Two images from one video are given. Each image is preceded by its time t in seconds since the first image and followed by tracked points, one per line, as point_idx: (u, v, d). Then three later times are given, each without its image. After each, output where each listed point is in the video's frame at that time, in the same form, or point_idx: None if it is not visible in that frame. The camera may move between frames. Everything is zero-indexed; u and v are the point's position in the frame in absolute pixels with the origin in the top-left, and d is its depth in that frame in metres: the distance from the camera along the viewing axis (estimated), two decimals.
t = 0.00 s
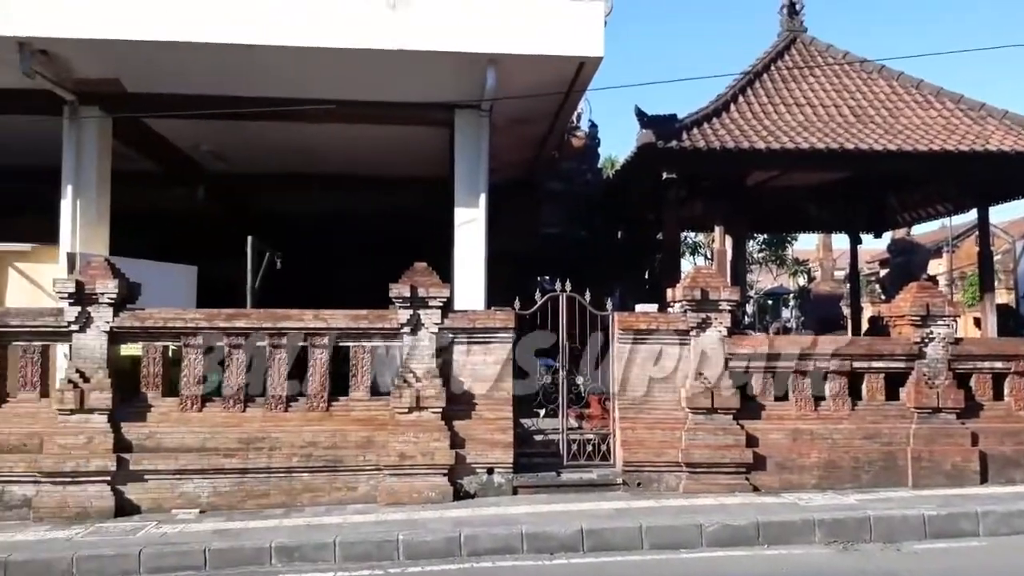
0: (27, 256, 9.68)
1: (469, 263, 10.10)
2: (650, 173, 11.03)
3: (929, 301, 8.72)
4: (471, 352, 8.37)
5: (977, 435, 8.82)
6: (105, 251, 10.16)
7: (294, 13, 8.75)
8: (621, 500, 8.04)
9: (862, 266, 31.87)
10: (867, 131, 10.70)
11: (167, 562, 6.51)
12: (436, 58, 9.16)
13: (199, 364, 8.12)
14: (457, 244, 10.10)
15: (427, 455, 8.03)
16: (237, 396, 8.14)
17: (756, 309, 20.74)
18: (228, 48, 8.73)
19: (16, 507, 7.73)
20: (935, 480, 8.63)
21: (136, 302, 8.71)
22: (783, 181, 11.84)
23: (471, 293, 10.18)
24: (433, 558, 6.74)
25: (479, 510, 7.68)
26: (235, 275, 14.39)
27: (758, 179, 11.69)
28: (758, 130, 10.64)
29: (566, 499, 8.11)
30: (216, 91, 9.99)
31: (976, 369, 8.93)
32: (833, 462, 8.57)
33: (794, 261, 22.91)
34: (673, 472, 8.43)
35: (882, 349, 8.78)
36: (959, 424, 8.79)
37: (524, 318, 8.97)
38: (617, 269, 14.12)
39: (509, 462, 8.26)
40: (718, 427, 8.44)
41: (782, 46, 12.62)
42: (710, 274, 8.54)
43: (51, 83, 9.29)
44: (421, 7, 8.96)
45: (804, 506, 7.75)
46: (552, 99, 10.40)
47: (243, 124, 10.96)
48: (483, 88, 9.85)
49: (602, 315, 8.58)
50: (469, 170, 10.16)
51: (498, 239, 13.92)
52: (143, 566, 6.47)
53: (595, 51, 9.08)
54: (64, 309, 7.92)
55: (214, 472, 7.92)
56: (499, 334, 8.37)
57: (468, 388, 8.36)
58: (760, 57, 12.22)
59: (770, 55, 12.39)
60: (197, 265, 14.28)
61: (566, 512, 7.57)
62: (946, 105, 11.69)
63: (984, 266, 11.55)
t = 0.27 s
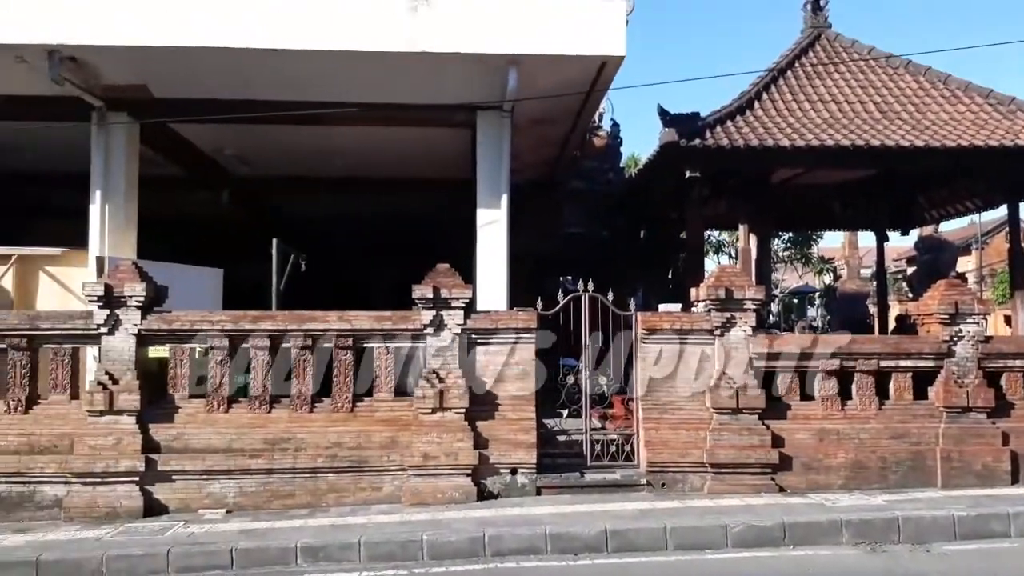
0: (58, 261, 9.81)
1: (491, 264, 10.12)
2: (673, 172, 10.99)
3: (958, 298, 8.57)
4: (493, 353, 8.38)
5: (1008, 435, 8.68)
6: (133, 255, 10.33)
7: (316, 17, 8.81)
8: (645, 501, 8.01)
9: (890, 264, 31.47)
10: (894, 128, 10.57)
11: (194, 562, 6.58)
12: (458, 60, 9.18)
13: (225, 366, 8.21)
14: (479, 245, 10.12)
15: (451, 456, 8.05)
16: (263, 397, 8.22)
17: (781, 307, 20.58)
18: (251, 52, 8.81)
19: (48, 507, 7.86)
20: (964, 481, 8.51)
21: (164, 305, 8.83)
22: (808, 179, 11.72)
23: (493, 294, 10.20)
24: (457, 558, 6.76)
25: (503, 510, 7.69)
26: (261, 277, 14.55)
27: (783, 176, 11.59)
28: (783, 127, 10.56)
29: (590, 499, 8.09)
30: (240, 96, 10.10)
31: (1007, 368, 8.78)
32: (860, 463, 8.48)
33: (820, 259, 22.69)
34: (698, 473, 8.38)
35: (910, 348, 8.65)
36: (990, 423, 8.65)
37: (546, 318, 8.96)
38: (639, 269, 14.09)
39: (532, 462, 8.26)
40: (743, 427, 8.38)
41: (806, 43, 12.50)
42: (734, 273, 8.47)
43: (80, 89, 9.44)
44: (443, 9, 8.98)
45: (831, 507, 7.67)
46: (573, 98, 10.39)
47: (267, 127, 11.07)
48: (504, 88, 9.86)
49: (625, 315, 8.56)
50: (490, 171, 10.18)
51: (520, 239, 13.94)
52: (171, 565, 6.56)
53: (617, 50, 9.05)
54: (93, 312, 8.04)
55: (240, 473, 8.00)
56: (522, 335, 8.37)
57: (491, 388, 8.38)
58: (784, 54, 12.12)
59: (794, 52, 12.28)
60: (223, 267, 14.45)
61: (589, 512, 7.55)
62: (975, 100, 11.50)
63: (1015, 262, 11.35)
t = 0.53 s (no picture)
0: (79, 260, 9.96)
1: (505, 264, 10.16)
2: (688, 172, 10.98)
3: (975, 299, 8.53)
4: (508, 352, 8.42)
5: None
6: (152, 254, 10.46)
7: (332, 18, 8.88)
8: (659, 501, 8.02)
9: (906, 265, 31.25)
10: (911, 127, 10.52)
11: (212, 557, 6.66)
12: (472, 61, 9.23)
13: (242, 364, 8.30)
14: (493, 245, 10.16)
15: (465, 454, 8.09)
16: (280, 395, 8.29)
17: (797, 309, 20.54)
18: (268, 53, 8.88)
19: (68, 502, 7.98)
20: (981, 483, 8.46)
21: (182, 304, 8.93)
22: (824, 179, 11.68)
23: (507, 294, 10.23)
24: (471, 556, 6.80)
25: (517, 509, 7.73)
26: (278, 276, 14.66)
27: (799, 176, 11.56)
28: (799, 127, 10.54)
29: (604, 499, 8.11)
30: (257, 97, 10.18)
31: None
32: (876, 464, 8.45)
33: (836, 260, 22.59)
34: (712, 473, 8.38)
35: (927, 349, 8.60)
36: (1007, 425, 8.59)
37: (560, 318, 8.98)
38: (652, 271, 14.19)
39: (546, 461, 8.28)
40: (758, 427, 8.37)
41: (822, 42, 12.45)
42: (749, 273, 8.46)
43: (100, 91, 9.55)
44: (458, 11, 9.03)
45: (845, 508, 7.64)
46: (588, 98, 10.40)
47: (283, 128, 11.16)
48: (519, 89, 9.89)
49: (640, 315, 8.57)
50: (505, 171, 10.21)
51: (534, 239, 13.99)
52: (188, 561, 6.64)
53: (632, 50, 9.06)
54: (113, 311, 8.15)
55: (257, 470, 8.07)
56: (536, 334, 8.41)
57: (505, 388, 8.41)
58: (800, 54, 12.08)
59: (809, 52, 12.24)
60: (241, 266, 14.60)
61: (603, 512, 7.57)
62: (993, 100, 11.41)
63: None
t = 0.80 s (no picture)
0: (114, 255, 10.05)
1: (535, 264, 10.10)
2: (722, 171, 10.83)
3: (1017, 305, 8.33)
4: (538, 353, 8.36)
5: None
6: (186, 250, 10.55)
7: (365, 15, 8.88)
8: (690, 506, 7.91)
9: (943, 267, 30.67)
10: (952, 128, 10.27)
11: (242, 553, 6.69)
12: (504, 58, 9.18)
13: (273, 361, 8.33)
14: (523, 245, 10.10)
15: (494, 455, 8.05)
16: (310, 392, 8.32)
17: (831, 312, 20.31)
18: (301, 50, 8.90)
19: (102, 495, 8.07)
20: None
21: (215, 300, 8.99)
22: (861, 180, 11.45)
23: (538, 294, 10.18)
24: (500, 558, 6.76)
25: (546, 511, 7.67)
26: (309, 273, 14.80)
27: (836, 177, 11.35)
28: (835, 126, 10.35)
29: (634, 503, 8.03)
30: (289, 94, 10.22)
31: None
32: (914, 473, 8.27)
33: (871, 262, 22.22)
34: (745, 479, 8.26)
35: (968, 355, 8.39)
36: None
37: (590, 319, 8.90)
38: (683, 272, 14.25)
39: (576, 464, 8.21)
40: (792, 433, 8.23)
41: (859, 40, 12.21)
42: (784, 276, 8.31)
43: (135, 87, 9.65)
44: (491, 8, 8.97)
45: (882, 517, 7.48)
46: (620, 96, 10.29)
47: (314, 125, 11.19)
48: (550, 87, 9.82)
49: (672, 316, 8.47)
50: (536, 169, 10.14)
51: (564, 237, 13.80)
52: (219, 556, 6.68)
53: (666, 47, 8.95)
54: (147, 306, 8.22)
55: (287, 467, 8.10)
56: (566, 335, 8.34)
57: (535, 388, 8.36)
58: (837, 53, 11.86)
59: (846, 50, 12.01)
60: (273, 262, 14.76)
61: (633, 516, 7.49)
62: None
63: None
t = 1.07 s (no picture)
0: (168, 257, 10.35)
1: (578, 267, 10.12)
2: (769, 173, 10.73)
3: None
4: (582, 355, 8.37)
5: None
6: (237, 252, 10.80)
7: (411, 21, 9.01)
8: (734, 510, 7.83)
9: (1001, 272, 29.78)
10: (1008, 128, 10.01)
11: (290, 548, 6.83)
12: (549, 62, 9.22)
13: (321, 361, 8.49)
14: (566, 247, 10.12)
15: (537, 456, 8.08)
16: (357, 391, 8.46)
17: (882, 317, 19.92)
18: (348, 57, 9.06)
19: (155, 489, 8.31)
20: None
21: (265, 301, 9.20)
22: (913, 182, 11.22)
23: (581, 296, 10.19)
24: (542, 558, 6.79)
25: (588, 513, 7.67)
26: (355, 276, 15.01)
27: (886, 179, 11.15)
28: (886, 127, 10.17)
29: (677, 506, 7.98)
30: (337, 100, 10.41)
31: None
32: (967, 480, 8.07)
33: (924, 266, 21.72)
34: (791, 484, 8.14)
35: None
36: None
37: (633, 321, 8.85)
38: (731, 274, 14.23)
39: (619, 466, 8.19)
40: (840, 438, 8.10)
41: (912, 39, 11.97)
42: (832, 278, 8.19)
43: (189, 94, 9.92)
44: (535, 12, 9.03)
45: (933, 525, 7.32)
46: (664, 98, 10.25)
47: (361, 130, 11.37)
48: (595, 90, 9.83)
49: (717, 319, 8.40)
50: (580, 173, 10.16)
51: (610, 240, 13.67)
52: (268, 551, 6.82)
53: (711, 49, 8.90)
54: (199, 306, 8.45)
55: (333, 464, 8.24)
56: (609, 337, 8.34)
57: (578, 390, 8.37)
58: (888, 52, 11.64)
59: (898, 49, 11.77)
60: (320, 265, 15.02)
61: (676, 519, 7.45)
62: None
63: None
